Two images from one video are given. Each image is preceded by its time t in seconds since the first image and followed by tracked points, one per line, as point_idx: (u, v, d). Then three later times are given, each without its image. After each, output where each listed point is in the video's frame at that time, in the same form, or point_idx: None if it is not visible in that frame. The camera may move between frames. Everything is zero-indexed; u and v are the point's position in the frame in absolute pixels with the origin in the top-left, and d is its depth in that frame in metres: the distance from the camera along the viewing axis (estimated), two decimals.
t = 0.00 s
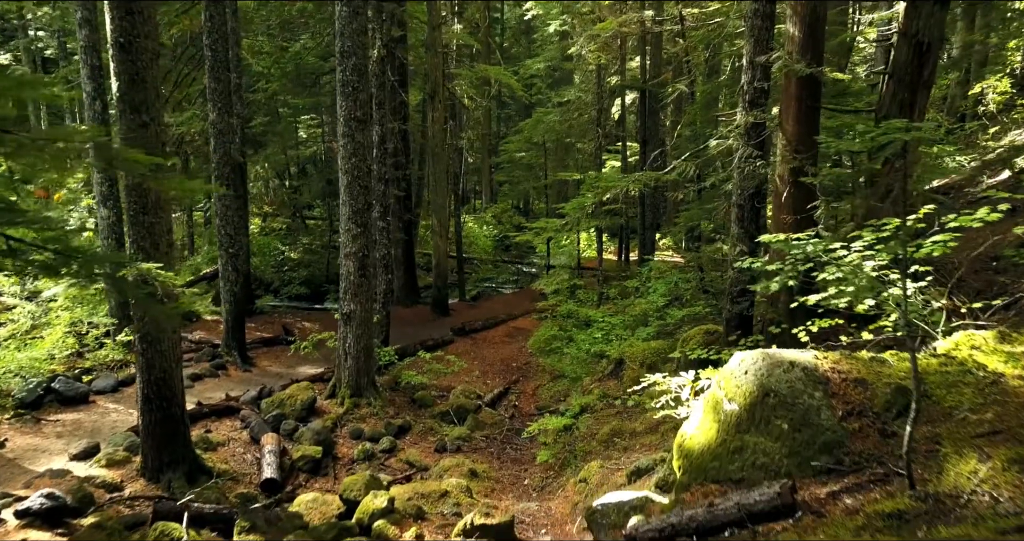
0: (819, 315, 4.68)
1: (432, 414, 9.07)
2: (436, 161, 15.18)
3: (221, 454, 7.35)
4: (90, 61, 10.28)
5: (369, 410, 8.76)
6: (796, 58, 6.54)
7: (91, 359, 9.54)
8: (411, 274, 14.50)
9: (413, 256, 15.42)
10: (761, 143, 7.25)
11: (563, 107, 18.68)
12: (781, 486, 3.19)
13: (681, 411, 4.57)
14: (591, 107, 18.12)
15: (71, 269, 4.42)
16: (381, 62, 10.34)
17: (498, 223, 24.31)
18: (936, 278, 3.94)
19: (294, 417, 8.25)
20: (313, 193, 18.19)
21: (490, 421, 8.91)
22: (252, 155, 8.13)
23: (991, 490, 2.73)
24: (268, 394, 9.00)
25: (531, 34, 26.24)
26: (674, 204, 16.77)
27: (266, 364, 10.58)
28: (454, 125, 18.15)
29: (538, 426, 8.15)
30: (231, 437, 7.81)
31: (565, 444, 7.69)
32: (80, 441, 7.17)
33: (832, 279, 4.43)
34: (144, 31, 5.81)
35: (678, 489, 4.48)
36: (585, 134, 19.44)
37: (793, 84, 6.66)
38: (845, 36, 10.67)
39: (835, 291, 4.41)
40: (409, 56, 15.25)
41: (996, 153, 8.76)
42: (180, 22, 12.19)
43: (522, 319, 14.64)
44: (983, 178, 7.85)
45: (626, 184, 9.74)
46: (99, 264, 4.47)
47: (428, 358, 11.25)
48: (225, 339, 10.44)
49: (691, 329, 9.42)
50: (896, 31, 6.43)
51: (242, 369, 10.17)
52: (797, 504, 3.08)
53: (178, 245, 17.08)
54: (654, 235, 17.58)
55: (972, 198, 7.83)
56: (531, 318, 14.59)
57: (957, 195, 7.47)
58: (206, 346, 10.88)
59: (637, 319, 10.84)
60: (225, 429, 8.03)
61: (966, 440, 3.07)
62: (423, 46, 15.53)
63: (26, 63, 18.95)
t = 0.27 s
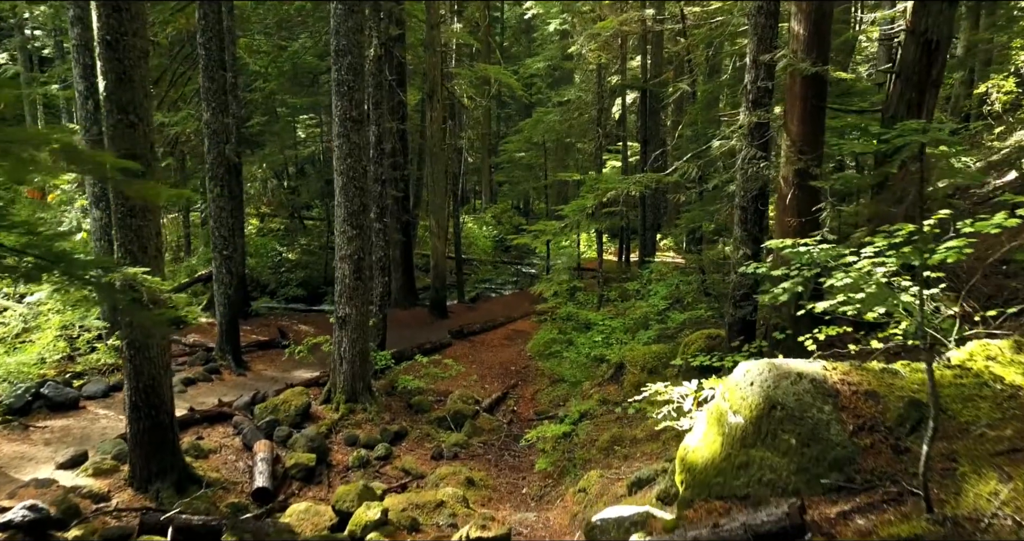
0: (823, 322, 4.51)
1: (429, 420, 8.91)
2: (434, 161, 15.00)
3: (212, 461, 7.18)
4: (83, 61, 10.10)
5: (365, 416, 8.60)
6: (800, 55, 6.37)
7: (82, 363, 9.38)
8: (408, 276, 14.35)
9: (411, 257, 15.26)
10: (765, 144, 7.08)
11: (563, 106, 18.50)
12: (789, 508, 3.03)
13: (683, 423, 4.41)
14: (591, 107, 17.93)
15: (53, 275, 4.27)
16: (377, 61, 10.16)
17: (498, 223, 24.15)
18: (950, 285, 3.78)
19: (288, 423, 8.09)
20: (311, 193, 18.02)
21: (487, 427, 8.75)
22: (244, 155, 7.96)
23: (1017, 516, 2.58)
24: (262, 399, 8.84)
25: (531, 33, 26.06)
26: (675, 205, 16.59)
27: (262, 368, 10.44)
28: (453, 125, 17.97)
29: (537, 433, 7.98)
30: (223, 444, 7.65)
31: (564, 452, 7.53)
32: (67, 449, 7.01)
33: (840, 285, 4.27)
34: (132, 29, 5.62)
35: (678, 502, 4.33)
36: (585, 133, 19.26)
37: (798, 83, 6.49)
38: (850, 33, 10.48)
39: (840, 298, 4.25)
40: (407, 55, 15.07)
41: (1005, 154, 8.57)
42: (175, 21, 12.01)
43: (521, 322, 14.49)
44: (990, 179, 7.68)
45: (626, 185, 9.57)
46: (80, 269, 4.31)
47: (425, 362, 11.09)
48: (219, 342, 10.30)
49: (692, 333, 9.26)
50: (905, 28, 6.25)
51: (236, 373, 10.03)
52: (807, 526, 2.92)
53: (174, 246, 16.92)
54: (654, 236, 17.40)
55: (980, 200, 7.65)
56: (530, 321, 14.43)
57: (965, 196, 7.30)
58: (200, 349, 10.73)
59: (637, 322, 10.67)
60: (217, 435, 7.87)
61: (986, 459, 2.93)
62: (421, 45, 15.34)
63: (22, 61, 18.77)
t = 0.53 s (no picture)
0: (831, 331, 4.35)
1: (426, 426, 8.76)
2: (431, 162, 14.83)
3: (203, 470, 7.02)
4: (73, 60, 9.91)
5: (360, 422, 8.45)
6: (806, 55, 6.21)
7: (73, 368, 9.22)
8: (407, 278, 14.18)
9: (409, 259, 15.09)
10: (768, 145, 6.92)
11: (563, 106, 18.32)
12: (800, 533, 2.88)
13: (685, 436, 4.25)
14: (591, 107, 17.75)
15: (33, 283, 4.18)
16: (373, 61, 9.99)
17: (497, 224, 23.98)
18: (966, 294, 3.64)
19: (282, 430, 7.94)
20: (308, 194, 17.85)
21: (485, 433, 8.59)
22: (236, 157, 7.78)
23: None
24: (255, 405, 8.67)
25: (530, 32, 25.87)
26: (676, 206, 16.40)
27: (256, 372, 10.28)
28: (451, 125, 17.79)
29: (535, 440, 7.81)
30: (214, 452, 7.49)
31: (563, 460, 7.37)
32: (54, 457, 6.84)
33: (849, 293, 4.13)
34: (116, 28, 5.48)
35: (681, 518, 4.18)
36: (585, 134, 19.08)
37: (803, 83, 6.33)
38: (855, 33, 10.30)
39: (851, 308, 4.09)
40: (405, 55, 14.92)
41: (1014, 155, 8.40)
42: (169, 20, 11.86)
43: (520, 324, 14.34)
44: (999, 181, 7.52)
45: (627, 187, 9.40)
46: (60, 274, 4.18)
47: (422, 367, 10.93)
48: (213, 346, 10.14)
49: (694, 337, 9.10)
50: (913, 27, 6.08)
51: (230, 377, 9.87)
52: None
53: (170, 247, 16.75)
54: (655, 237, 17.22)
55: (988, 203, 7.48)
56: (529, 324, 14.26)
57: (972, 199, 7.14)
58: (194, 353, 10.57)
59: (637, 326, 10.51)
60: (208, 443, 7.71)
61: (1011, 485, 2.85)
62: (419, 44, 15.15)
63: (17, 60, 18.58)
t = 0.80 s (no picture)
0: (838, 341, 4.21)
1: (422, 431, 8.62)
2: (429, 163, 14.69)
3: (194, 478, 6.88)
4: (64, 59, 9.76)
5: (356, 428, 8.31)
6: (810, 54, 6.06)
7: (64, 372, 9.07)
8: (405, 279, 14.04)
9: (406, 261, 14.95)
10: (771, 146, 6.78)
11: (562, 106, 18.17)
12: None
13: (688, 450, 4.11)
14: (591, 107, 17.60)
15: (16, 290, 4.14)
16: (370, 60, 9.84)
17: (496, 225, 23.82)
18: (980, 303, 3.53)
19: (276, 436, 7.80)
20: (305, 195, 17.70)
21: (483, 439, 8.45)
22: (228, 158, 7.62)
23: None
24: (249, 410, 8.53)
25: (530, 31, 25.71)
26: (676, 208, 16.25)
27: (250, 376, 10.14)
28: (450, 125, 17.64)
29: (534, 447, 7.67)
30: (206, 459, 7.35)
31: (561, 467, 7.23)
32: (41, 465, 6.69)
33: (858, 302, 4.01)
34: (103, 26, 5.31)
35: (683, 531, 4.03)
36: (584, 134, 18.93)
37: (808, 83, 6.17)
38: (858, 32, 10.15)
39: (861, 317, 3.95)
40: (403, 54, 14.77)
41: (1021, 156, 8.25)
42: (163, 19, 11.72)
43: (519, 327, 14.20)
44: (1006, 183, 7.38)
45: (627, 189, 9.26)
46: (42, 280, 4.07)
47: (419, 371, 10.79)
48: (207, 350, 9.99)
49: (695, 341, 8.95)
50: (922, 25, 5.89)
51: (224, 382, 9.73)
52: None
53: (166, 249, 16.61)
54: (655, 239, 17.07)
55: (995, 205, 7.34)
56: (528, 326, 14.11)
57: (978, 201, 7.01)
58: (187, 357, 10.43)
59: (638, 329, 10.37)
60: (201, 449, 7.57)
61: None
62: (417, 44, 14.99)
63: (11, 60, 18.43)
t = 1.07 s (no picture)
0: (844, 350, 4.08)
1: (419, 437, 8.47)
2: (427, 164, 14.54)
3: (184, 486, 6.73)
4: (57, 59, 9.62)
5: (350, 434, 8.15)
6: (814, 53, 5.91)
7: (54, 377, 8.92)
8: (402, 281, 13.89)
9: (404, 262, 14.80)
10: (774, 148, 6.64)
11: (562, 107, 18.04)
12: None
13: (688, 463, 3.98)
14: (591, 108, 17.46)
15: None
16: (366, 59, 9.68)
17: (496, 226, 23.68)
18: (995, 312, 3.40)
19: (269, 443, 7.65)
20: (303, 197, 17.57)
21: (480, 445, 8.29)
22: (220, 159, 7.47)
23: None
24: (242, 416, 8.38)
25: (530, 32, 25.58)
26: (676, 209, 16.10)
27: (245, 381, 10.00)
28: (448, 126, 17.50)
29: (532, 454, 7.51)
30: (197, 466, 7.19)
31: (560, 475, 7.08)
32: (27, 473, 6.54)
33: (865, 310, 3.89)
34: (88, 23, 5.14)
35: None
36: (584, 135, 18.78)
37: (811, 83, 6.03)
38: (861, 31, 10.00)
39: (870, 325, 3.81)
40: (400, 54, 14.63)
41: None
42: (158, 19, 11.60)
43: (518, 329, 14.05)
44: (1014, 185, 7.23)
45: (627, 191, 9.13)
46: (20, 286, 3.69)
47: (416, 375, 10.64)
48: (201, 354, 9.85)
49: (697, 345, 8.80)
50: (929, 22, 5.74)
51: (218, 386, 9.59)
52: None
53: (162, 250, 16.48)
54: (655, 241, 16.92)
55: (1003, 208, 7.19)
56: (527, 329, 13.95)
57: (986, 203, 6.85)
58: (181, 361, 10.29)
59: (638, 333, 10.23)
60: (192, 457, 7.42)
61: None
62: (415, 43, 14.86)
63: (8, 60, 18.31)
